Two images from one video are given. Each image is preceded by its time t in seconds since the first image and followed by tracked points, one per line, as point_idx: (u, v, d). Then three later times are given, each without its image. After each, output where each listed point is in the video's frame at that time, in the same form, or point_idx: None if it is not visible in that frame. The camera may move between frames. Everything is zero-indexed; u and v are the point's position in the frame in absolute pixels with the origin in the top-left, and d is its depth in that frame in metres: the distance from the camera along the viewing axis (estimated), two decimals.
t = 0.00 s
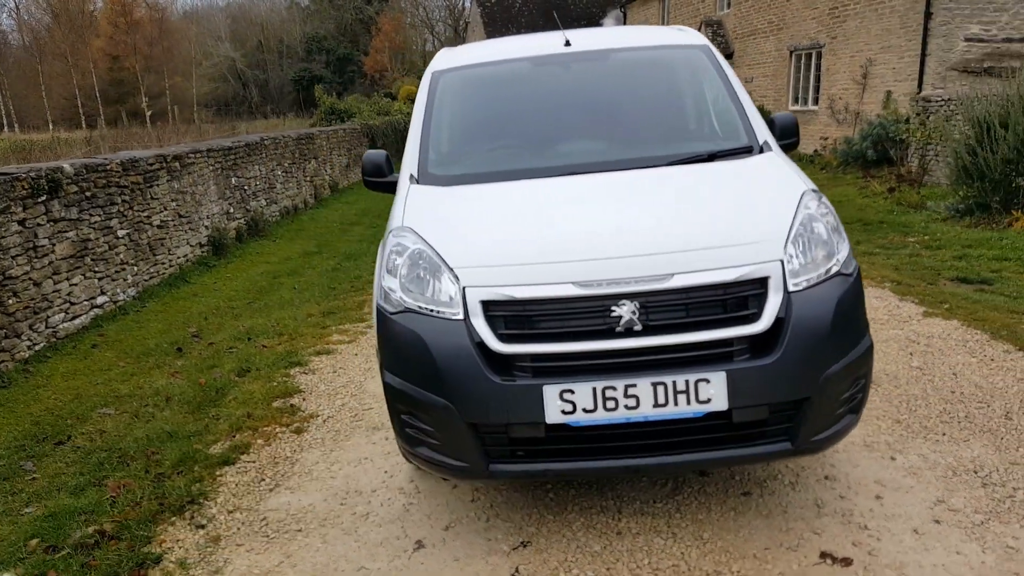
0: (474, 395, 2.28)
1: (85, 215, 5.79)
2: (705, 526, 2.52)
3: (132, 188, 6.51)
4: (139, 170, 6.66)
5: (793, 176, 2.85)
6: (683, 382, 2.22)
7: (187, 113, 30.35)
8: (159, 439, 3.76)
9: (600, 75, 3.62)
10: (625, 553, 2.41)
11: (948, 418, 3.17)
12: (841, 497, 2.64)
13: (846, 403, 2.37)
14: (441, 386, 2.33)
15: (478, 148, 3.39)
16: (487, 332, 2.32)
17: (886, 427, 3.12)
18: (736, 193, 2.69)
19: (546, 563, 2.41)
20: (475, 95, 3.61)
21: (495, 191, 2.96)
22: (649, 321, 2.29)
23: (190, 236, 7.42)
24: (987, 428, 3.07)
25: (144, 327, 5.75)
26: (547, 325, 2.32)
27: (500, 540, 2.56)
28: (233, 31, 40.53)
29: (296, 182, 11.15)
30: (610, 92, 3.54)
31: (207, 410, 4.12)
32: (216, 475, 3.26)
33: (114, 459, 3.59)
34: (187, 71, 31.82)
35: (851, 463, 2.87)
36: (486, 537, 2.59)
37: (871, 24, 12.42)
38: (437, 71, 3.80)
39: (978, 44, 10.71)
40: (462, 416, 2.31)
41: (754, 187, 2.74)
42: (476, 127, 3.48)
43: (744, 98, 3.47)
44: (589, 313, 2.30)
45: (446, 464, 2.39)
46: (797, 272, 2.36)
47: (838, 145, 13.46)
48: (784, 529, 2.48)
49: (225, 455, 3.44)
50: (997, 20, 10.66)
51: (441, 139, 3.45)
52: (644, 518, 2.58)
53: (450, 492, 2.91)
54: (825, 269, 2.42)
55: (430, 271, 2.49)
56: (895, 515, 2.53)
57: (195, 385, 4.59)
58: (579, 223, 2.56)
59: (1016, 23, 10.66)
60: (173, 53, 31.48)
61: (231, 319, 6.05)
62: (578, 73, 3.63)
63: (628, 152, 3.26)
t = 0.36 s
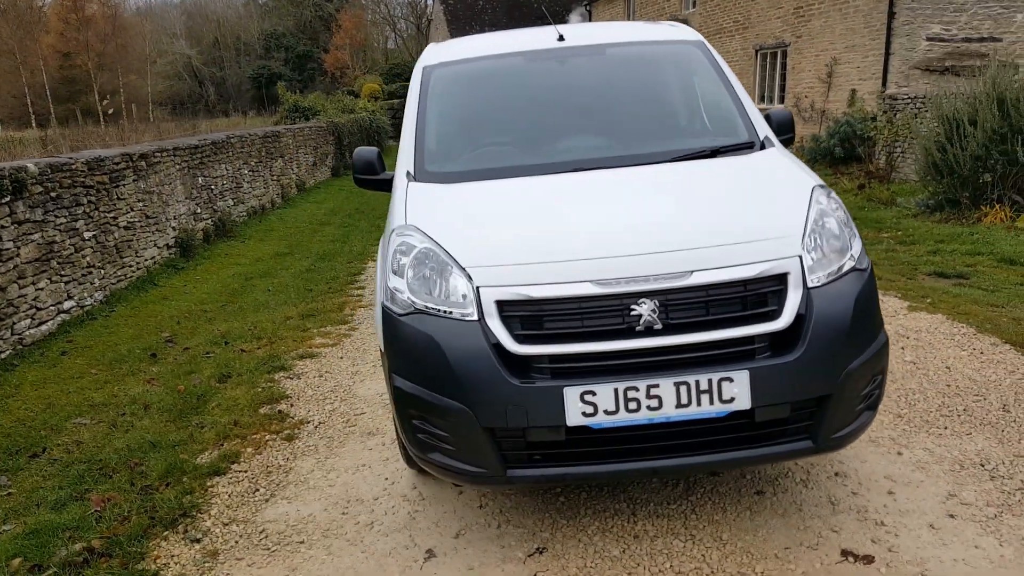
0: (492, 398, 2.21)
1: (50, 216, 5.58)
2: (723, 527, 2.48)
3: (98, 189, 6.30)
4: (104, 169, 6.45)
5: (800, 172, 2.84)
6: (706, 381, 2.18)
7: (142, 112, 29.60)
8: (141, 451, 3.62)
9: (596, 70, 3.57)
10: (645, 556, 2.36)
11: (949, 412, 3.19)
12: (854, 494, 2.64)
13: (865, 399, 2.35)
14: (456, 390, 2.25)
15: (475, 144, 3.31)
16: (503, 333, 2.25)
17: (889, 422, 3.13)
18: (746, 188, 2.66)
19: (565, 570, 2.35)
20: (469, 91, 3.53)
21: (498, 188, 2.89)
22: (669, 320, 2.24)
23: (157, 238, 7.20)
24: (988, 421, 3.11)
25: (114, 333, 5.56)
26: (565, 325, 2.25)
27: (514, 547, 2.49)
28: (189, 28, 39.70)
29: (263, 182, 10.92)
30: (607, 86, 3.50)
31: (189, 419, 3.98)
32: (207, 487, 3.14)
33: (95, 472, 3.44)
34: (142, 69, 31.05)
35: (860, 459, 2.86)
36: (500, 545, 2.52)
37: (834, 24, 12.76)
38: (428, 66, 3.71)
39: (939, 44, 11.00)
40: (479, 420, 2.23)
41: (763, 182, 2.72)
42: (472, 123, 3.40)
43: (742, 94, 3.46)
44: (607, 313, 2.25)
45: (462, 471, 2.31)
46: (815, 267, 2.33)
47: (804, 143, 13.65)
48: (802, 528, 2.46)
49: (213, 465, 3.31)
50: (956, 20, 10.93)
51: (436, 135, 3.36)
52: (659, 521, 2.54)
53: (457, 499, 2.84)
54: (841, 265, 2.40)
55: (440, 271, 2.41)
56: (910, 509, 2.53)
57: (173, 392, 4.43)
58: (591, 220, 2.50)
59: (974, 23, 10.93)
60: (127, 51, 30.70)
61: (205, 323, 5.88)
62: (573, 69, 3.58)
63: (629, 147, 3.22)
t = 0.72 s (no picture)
0: (517, 396, 2.14)
1: (12, 217, 5.37)
2: (745, 523, 2.45)
3: (60, 188, 6.07)
4: (66, 168, 6.22)
5: (809, 165, 2.83)
6: (735, 375, 2.14)
7: (91, 111, 28.76)
8: (125, 459, 3.46)
9: (595, 63, 3.53)
10: (670, 555, 2.32)
11: (949, 405, 3.24)
12: (870, 487, 2.64)
13: (889, 391, 2.35)
14: (479, 390, 2.18)
15: (476, 138, 3.24)
16: (526, 329, 2.18)
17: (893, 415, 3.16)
18: (758, 181, 2.64)
19: (589, 570, 2.29)
20: (465, 84, 3.46)
21: (506, 181, 2.83)
22: (695, 314, 2.20)
23: (121, 239, 6.97)
24: (988, 412, 3.15)
25: (82, 337, 5.35)
26: (589, 320, 2.19)
27: (534, 549, 2.43)
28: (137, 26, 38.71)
29: (225, 181, 10.67)
30: (607, 80, 3.46)
31: (171, 425, 3.82)
32: (201, 495, 3.01)
33: (76, 484, 3.27)
34: (90, 66, 30.15)
35: (870, 452, 2.88)
36: (519, 547, 2.45)
37: (799, 22, 13.82)
38: (421, 58, 3.62)
39: (900, 43, 12.27)
40: (504, 420, 2.16)
41: (775, 175, 2.70)
42: (471, 115, 3.33)
43: (742, 89, 3.46)
44: (633, 307, 2.20)
45: (484, 472, 2.24)
46: (836, 259, 2.33)
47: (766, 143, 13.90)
48: (824, 522, 2.45)
49: (204, 472, 3.18)
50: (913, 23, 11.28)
51: (436, 128, 3.27)
52: (680, 518, 2.50)
53: (467, 502, 2.76)
54: (861, 257, 2.39)
55: (456, 268, 2.33)
56: (926, 500, 2.54)
57: (151, 398, 4.26)
58: (609, 213, 2.45)
59: (932, 22, 12.19)
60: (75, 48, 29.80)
61: (177, 325, 5.69)
62: (572, 62, 3.53)
63: (634, 141, 3.19)
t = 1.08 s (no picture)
0: (549, 393, 2.15)
1: None
2: (765, 513, 2.50)
3: (28, 192, 5.91)
4: (35, 171, 6.06)
5: (814, 162, 2.90)
6: (762, 368, 2.19)
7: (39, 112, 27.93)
8: (121, 468, 3.37)
9: (595, 62, 3.56)
10: (697, 547, 2.36)
11: (941, 394, 3.35)
12: (879, 474, 2.72)
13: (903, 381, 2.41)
14: (511, 388, 2.18)
15: (482, 136, 3.24)
16: (555, 326, 2.19)
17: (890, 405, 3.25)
18: (768, 176, 2.70)
19: (618, 564, 2.31)
20: (466, 83, 3.46)
21: (519, 179, 2.84)
22: (721, 308, 2.23)
23: (90, 244, 6.80)
24: (980, 400, 3.27)
25: (57, 344, 5.20)
26: (618, 316, 2.21)
27: (560, 545, 2.44)
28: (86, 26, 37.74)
29: (191, 184, 10.47)
30: (609, 78, 3.50)
31: (164, 432, 3.73)
32: (209, 502, 2.95)
33: (72, 495, 3.17)
34: (37, 67, 29.28)
35: (874, 441, 2.96)
36: (545, 544, 2.46)
37: (760, 25, 14.07)
38: (420, 57, 3.61)
39: (857, 45, 12.96)
40: (536, 416, 2.17)
41: (783, 171, 2.76)
42: (475, 114, 3.33)
43: (739, 88, 3.54)
44: (660, 302, 2.22)
45: (515, 470, 2.24)
46: (852, 253, 2.39)
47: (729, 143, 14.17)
48: (841, 510, 2.51)
49: (210, 479, 3.12)
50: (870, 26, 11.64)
51: (441, 126, 3.26)
52: (701, 511, 2.54)
53: (484, 501, 2.77)
54: (874, 251, 2.46)
55: (481, 268, 2.33)
56: (935, 486, 2.62)
57: (139, 405, 4.16)
58: (629, 210, 2.47)
59: (888, 26, 13.02)
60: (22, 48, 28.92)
61: (156, 331, 5.57)
62: (572, 60, 3.56)
63: (640, 139, 3.23)
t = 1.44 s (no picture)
0: (564, 392, 2.17)
1: None
2: (767, 505, 2.56)
3: None
4: None
5: (802, 161, 2.98)
6: (769, 362, 2.23)
7: None
8: (102, 481, 3.24)
9: (581, 63, 3.60)
10: (706, 540, 2.39)
11: (920, 384, 3.45)
12: (871, 463, 2.80)
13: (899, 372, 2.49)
14: (525, 388, 2.19)
15: (473, 138, 3.25)
16: (568, 326, 2.21)
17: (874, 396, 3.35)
18: (761, 175, 2.77)
19: (631, 560, 2.33)
20: (454, 84, 3.46)
21: (516, 180, 2.85)
22: (727, 305, 2.28)
23: (46, 251, 6.58)
24: (957, 388, 3.38)
25: (19, 356, 5.03)
26: (628, 314, 2.24)
27: (570, 543, 2.46)
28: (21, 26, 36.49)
29: (145, 188, 10.22)
30: (596, 80, 3.54)
31: (143, 444, 3.60)
32: (202, 513, 2.87)
33: (52, 511, 3.03)
34: None
35: (862, 431, 3.04)
36: (555, 543, 2.47)
37: (713, 28, 14.31)
38: (406, 59, 3.60)
39: (808, 48, 13.35)
40: (551, 416, 2.18)
41: (774, 170, 2.84)
42: (465, 116, 3.34)
43: (721, 90, 3.62)
44: (669, 299, 2.26)
45: (529, 470, 2.25)
46: (849, 249, 2.46)
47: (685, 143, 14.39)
48: (840, 498, 2.58)
49: (201, 490, 3.03)
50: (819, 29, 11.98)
51: (431, 129, 3.27)
52: (705, 504, 2.58)
53: (487, 502, 2.76)
54: (868, 246, 2.53)
55: (487, 270, 2.34)
56: (925, 472, 2.70)
57: (114, 415, 4.03)
58: (631, 209, 2.51)
59: (835, 29, 13.52)
60: None
61: (123, 339, 5.41)
62: (557, 61, 3.59)
63: (630, 140, 3.28)
